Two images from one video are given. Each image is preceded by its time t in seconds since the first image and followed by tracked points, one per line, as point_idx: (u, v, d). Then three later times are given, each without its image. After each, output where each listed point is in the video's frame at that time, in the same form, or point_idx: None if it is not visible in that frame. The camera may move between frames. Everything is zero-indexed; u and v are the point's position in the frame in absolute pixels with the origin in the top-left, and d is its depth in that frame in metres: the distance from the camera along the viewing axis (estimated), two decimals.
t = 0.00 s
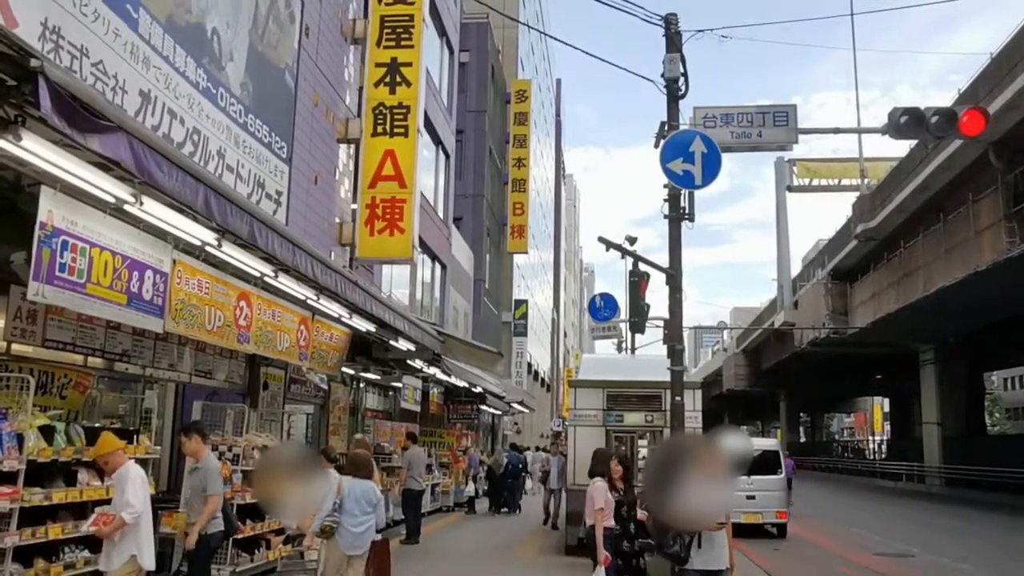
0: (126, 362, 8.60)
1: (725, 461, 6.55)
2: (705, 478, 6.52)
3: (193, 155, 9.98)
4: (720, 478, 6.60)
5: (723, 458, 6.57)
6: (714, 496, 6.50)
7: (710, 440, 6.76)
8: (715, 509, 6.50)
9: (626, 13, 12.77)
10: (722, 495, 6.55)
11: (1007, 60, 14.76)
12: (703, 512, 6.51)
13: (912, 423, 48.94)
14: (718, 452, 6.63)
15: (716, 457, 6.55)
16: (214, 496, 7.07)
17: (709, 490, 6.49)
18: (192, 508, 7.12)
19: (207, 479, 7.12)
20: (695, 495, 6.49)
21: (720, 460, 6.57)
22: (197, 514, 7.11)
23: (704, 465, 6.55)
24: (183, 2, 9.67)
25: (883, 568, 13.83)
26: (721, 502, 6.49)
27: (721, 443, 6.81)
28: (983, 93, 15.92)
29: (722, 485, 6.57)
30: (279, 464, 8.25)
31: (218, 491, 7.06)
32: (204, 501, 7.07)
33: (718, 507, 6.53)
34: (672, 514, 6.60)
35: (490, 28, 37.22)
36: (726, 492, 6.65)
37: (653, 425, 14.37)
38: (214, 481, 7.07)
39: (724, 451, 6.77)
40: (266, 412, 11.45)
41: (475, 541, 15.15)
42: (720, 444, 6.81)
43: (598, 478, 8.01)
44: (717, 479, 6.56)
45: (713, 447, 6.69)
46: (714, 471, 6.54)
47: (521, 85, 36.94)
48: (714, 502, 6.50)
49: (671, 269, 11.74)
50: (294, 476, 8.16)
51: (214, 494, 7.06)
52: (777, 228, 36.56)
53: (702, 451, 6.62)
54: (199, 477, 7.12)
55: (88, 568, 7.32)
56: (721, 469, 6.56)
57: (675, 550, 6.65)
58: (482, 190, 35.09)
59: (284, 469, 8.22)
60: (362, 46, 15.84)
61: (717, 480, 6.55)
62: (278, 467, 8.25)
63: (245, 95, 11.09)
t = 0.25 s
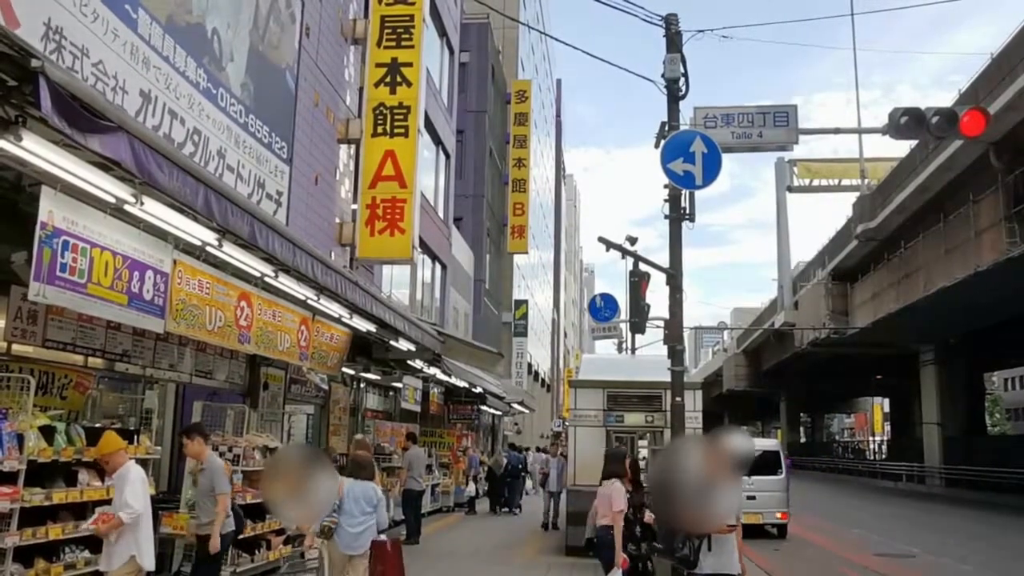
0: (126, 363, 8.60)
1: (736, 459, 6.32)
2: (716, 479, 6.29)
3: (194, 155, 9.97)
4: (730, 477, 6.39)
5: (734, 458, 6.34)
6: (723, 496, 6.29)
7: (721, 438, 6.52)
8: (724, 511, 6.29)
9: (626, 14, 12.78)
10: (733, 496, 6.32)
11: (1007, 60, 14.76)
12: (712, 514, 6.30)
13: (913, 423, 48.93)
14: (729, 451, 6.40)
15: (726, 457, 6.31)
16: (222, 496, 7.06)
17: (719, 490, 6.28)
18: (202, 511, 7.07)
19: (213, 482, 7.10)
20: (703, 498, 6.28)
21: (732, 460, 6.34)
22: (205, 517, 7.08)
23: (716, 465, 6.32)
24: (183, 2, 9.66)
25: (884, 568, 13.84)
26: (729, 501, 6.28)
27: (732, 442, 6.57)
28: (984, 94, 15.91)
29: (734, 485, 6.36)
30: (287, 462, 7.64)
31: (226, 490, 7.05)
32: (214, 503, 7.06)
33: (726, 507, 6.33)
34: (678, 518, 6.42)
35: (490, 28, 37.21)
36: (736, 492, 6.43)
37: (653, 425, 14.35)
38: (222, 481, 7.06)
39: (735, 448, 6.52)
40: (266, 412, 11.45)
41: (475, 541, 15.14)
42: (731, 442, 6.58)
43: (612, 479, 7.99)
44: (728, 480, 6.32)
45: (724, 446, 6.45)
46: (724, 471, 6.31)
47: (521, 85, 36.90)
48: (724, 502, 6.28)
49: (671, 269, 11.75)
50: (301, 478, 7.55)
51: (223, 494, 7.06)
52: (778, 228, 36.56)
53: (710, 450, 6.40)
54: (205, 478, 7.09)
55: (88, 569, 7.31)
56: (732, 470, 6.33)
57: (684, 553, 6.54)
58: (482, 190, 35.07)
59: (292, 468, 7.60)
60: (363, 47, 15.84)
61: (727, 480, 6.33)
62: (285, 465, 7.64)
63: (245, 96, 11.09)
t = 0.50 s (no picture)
0: (125, 362, 8.59)
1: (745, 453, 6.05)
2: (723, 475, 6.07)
3: (193, 155, 9.96)
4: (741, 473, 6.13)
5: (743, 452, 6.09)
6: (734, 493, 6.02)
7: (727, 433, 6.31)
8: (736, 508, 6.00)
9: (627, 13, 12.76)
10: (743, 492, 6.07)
11: (1008, 59, 14.73)
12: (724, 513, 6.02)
13: (913, 423, 48.87)
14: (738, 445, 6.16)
15: (734, 451, 6.06)
16: (229, 497, 7.05)
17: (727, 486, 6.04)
18: (209, 511, 7.08)
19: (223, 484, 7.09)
20: (712, 494, 6.01)
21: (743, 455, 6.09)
22: (212, 517, 7.09)
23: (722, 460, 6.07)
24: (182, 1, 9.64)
25: (885, 569, 13.80)
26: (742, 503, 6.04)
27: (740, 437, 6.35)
28: (985, 93, 15.88)
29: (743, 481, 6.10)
30: (289, 467, 7.76)
31: (231, 492, 7.04)
32: (221, 503, 7.08)
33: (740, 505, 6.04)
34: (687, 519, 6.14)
35: (490, 28, 37.21)
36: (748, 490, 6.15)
37: (654, 425, 14.33)
38: (229, 482, 7.04)
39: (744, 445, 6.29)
40: (266, 412, 11.44)
41: (475, 541, 15.12)
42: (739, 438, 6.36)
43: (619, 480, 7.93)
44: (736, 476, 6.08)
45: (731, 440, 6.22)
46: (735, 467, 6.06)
47: (521, 85, 36.87)
48: (735, 500, 6.01)
49: (671, 269, 11.72)
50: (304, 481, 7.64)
51: (229, 496, 7.04)
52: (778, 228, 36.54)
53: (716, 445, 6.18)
54: (213, 479, 7.09)
55: (88, 569, 7.30)
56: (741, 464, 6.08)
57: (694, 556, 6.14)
58: (483, 190, 35.05)
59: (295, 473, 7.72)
60: (362, 46, 15.82)
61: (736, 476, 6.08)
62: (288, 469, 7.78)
63: (245, 95, 11.07)
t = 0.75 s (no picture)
0: (125, 363, 8.57)
1: (747, 455, 6.11)
2: (726, 477, 6.18)
3: (194, 155, 9.96)
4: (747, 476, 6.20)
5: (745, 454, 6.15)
6: (735, 495, 6.12)
7: (735, 436, 6.39)
8: (735, 511, 6.08)
9: (627, 13, 12.76)
10: (745, 495, 6.15)
11: (1009, 60, 14.72)
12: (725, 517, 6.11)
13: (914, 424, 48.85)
14: (744, 448, 6.24)
15: (736, 453, 6.15)
16: (236, 500, 6.95)
17: (729, 488, 6.14)
18: (215, 513, 7.01)
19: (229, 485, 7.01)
20: (711, 496, 6.14)
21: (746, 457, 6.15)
22: (219, 520, 7.03)
23: (724, 463, 6.18)
24: (182, 1, 9.63)
25: (885, 570, 13.78)
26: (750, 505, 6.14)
27: (749, 440, 6.40)
28: (985, 93, 15.87)
29: (747, 484, 6.17)
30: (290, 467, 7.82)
31: (240, 494, 6.94)
32: (228, 505, 6.99)
33: (743, 508, 6.11)
34: (688, 521, 6.29)
35: (490, 28, 37.22)
36: (753, 493, 6.21)
37: (654, 426, 14.31)
38: (236, 484, 6.93)
39: (755, 448, 6.34)
40: (266, 413, 11.45)
41: (475, 542, 15.12)
42: (748, 441, 6.42)
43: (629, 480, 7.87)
44: (738, 478, 6.16)
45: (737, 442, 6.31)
46: (738, 469, 6.14)
47: (521, 86, 36.87)
48: (736, 503, 6.09)
49: (672, 270, 11.72)
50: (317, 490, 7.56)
51: (237, 498, 6.96)
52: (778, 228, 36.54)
53: (720, 447, 6.29)
54: (223, 480, 7.00)
55: (88, 569, 7.28)
56: (744, 466, 6.15)
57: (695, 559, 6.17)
58: (483, 190, 35.04)
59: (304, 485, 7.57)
60: (363, 46, 15.82)
61: (739, 479, 6.16)
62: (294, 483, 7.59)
63: (245, 96, 11.06)
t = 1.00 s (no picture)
0: (126, 364, 8.57)
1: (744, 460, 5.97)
2: (726, 486, 6.10)
3: (195, 156, 9.95)
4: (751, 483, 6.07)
5: (746, 462, 5.98)
6: (734, 503, 6.08)
7: (740, 438, 6.15)
8: (731, 522, 6.07)
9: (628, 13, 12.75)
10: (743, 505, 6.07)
11: (1010, 60, 14.70)
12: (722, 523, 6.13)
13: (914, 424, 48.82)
14: (748, 452, 6.04)
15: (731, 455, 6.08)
16: (246, 502, 6.80)
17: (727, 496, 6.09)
18: (224, 515, 6.83)
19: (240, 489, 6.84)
20: (710, 502, 6.15)
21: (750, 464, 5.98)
22: (230, 521, 6.85)
23: (725, 469, 6.06)
24: (183, 2, 9.61)
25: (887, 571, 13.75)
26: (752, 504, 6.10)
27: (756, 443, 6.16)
28: (986, 94, 15.86)
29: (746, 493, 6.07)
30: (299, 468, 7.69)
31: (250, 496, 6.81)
32: (239, 508, 6.81)
33: (742, 518, 6.06)
34: (689, 524, 6.35)
35: (491, 29, 37.23)
36: (756, 499, 6.10)
37: (655, 426, 14.30)
38: (248, 485, 6.80)
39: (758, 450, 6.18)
40: (267, 413, 11.46)
41: (476, 543, 15.09)
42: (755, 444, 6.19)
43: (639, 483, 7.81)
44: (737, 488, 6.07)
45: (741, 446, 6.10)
46: (740, 477, 6.02)
47: (522, 86, 36.86)
48: (733, 512, 6.07)
49: (673, 270, 11.70)
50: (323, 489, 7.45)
51: (248, 499, 6.80)
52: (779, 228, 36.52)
53: (723, 451, 6.12)
54: (233, 482, 6.84)
55: (88, 570, 7.27)
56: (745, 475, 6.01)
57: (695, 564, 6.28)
58: (484, 191, 35.03)
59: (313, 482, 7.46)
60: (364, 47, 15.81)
61: (737, 488, 6.06)
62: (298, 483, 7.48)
63: (246, 96, 11.05)
